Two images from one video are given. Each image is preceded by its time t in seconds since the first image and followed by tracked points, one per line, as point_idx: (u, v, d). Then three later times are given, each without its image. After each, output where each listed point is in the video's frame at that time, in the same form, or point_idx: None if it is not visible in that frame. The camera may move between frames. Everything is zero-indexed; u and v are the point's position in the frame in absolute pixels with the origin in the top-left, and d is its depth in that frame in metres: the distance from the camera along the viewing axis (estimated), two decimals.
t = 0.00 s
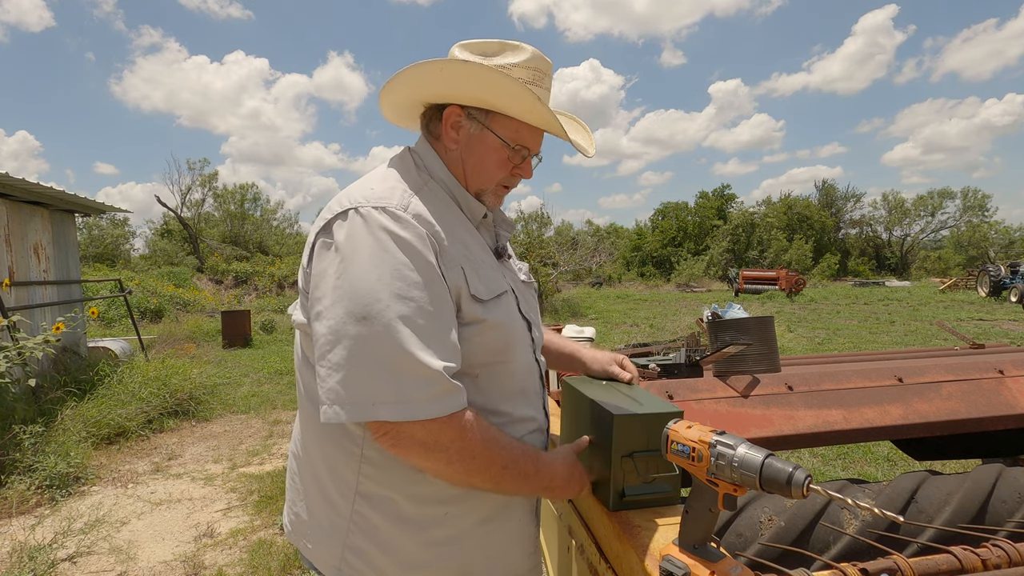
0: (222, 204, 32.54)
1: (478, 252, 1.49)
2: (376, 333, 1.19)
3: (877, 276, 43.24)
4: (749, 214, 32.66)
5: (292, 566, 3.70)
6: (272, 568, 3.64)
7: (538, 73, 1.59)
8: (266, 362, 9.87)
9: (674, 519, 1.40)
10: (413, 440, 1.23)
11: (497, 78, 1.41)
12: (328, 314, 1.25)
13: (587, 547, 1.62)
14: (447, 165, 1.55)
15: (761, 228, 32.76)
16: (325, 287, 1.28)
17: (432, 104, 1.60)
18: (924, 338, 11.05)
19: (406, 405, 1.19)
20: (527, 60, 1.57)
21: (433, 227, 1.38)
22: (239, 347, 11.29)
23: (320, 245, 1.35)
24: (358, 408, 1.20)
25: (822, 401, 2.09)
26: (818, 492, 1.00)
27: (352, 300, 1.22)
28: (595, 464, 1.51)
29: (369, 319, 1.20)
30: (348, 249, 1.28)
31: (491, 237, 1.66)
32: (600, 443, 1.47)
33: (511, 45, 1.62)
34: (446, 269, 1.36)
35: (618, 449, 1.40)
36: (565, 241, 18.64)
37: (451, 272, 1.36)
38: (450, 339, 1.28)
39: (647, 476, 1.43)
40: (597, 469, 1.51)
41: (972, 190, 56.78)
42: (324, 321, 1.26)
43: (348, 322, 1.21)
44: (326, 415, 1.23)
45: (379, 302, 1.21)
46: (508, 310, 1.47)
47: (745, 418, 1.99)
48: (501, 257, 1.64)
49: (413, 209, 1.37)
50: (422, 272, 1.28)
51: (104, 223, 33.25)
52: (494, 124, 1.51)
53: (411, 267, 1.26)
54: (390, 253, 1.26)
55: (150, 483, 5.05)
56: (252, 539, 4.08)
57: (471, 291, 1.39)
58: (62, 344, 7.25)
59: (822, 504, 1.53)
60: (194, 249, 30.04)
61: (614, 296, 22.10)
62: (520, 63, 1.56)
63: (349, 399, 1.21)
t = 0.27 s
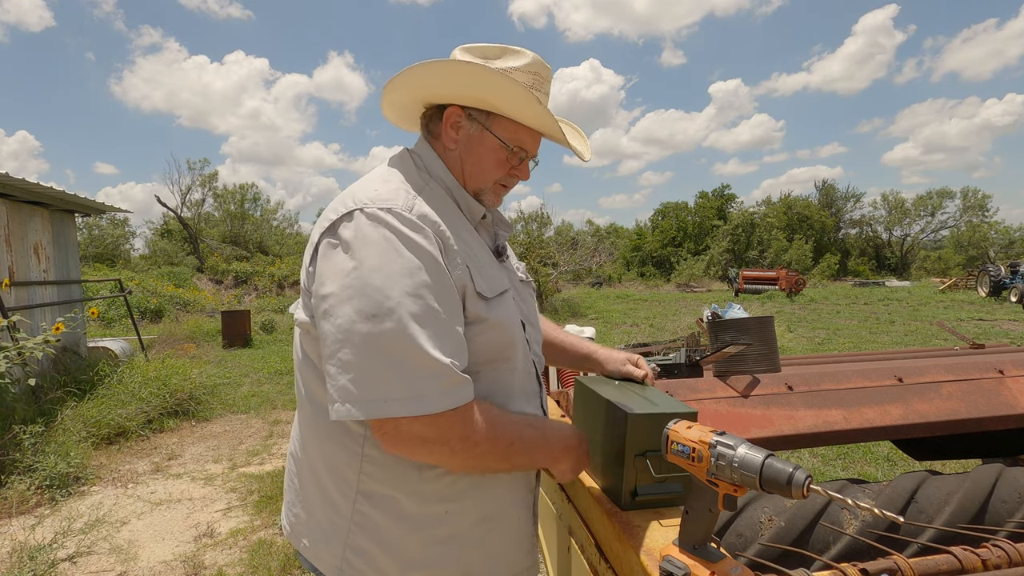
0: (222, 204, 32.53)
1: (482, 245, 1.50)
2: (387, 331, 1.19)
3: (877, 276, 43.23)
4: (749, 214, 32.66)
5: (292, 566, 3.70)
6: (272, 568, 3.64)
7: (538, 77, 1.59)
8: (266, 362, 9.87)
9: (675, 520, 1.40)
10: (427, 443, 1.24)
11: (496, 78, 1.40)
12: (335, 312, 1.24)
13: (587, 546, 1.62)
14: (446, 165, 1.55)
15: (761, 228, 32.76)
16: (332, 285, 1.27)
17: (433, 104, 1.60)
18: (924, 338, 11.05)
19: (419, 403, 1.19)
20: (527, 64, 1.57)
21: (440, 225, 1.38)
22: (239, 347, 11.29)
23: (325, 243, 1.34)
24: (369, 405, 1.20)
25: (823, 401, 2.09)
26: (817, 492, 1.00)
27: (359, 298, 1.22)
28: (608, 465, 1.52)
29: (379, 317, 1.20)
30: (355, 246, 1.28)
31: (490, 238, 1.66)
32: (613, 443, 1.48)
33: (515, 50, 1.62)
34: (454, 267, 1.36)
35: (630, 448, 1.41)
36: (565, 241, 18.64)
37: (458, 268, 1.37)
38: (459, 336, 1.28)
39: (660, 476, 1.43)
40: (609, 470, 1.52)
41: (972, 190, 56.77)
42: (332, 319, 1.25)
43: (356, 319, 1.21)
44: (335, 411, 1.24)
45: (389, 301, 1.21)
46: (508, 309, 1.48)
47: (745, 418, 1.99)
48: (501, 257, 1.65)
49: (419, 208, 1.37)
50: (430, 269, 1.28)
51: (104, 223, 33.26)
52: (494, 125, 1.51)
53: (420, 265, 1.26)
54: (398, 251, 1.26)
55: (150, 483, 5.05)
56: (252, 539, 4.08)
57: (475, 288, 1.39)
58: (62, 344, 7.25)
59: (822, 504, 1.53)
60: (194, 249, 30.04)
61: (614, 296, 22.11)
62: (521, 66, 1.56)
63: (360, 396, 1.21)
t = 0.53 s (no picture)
0: (222, 204, 32.53)
1: (469, 245, 1.48)
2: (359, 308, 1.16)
3: (877, 276, 43.24)
4: (749, 214, 32.65)
5: (292, 566, 3.70)
6: (272, 568, 3.65)
7: (552, 95, 1.59)
8: (266, 362, 9.87)
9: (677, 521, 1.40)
10: (407, 413, 1.15)
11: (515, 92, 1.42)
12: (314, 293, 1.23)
13: (586, 546, 1.62)
14: (451, 170, 1.54)
15: (761, 228, 32.76)
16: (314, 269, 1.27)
17: (444, 108, 1.59)
18: (924, 338, 11.05)
19: (398, 373, 1.13)
20: (544, 81, 1.57)
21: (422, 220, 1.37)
22: (239, 347, 11.30)
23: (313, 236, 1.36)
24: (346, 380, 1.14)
25: (823, 401, 2.09)
26: (817, 492, 1.00)
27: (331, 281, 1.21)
28: (608, 468, 1.52)
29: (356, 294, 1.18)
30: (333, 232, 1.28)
31: (488, 240, 1.67)
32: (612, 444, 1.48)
33: (528, 64, 1.63)
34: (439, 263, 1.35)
35: (630, 448, 1.41)
36: (565, 241, 18.65)
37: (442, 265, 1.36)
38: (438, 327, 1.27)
39: (659, 476, 1.44)
40: (608, 472, 1.52)
41: (972, 190, 56.77)
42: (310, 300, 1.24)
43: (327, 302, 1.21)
44: (312, 397, 1.18)
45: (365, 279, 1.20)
46: (501, 311, 1.49)
47: (745, 418, 1.99)
48: (497, 259, 1.67)
49: (406, 201, 1.37)
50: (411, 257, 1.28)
51: (104, 223, 33.26)
52: (505, 137, 1.51)
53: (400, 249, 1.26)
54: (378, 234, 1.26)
55: (150, 483, 5.05)
56: (251, 539, 4.08)
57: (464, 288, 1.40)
58: (62, 343, 7.25)
59: (822, 504, 1.53)
60: (194, 249, 30.02)
61: (614, 296, 22.11)
62: (538, 82, 1.55)
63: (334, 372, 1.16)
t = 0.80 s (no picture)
0: (222, 204, 32.52)
1: (467, 251, 1.48)
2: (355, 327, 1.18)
3: (877, 276, 43.24)
4: (749, 214, 32.65)
5: (292, 566, 3.70)
6: (272, 568, 3.65)
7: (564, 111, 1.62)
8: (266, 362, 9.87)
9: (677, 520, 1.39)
10: (404, 426, 1.17)
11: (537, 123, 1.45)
12: (309, 305, 1.23)
13: (586, 547, 1.62)
14: (464, 184, 1.55)
15: (761, 228, 32.75)
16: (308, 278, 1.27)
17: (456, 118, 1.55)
18: (924, 338, 11.05)
19: (396, 385, 1.15)
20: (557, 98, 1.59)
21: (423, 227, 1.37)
22: (239, 347, 11.30)
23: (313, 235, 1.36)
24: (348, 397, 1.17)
25: (823, 401, 2.09)
26: (818, 492, 1.00)
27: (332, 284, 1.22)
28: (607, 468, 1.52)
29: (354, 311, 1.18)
30: (335, 235, 1.28)
31: (488, 245, 1.67)
32: (612, 444, 1.48)
33: (541, 77, 1.64)
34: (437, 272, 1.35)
35: (630, 448, 1.41)
36: (565, 241, 18.65)
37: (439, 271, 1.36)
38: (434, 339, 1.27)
39: (659, 476, 1.44)
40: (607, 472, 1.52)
41: (972, 190, 56.76)
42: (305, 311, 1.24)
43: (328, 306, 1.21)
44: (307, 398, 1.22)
45: (363, 295, 1.20)
46: (499, 316, 1.48)
47: (745, 418, 1.99)
48: (497, 264, 1.66)
49: (406, 207, 1.37)
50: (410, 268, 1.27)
51: (104, 223, 33.25)
52: (520, 157, 1.54)
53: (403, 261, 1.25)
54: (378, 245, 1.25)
55: (150, 483, 5.05)
56: (251, 539, 4.08)
57: (463, 293, 1.39)
58: (62, 343, 7.25)
59: (822, 504, 1.53)
60: (194, 249, 30.01)
61: (614, 296, 22.12)
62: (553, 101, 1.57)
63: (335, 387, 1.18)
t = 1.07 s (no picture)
0: (222, 204, 32.51)
1: (474, 247, 1.49)
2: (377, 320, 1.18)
3: (877, 276, 43.24)
4: (749, 214, 32.65)
5: (292, 566, 3.70)
6: (272, 568, 3.65)
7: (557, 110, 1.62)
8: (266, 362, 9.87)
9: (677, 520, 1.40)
10: (439, 424, 1.20)
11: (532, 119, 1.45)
12: (325, 301, 1.23)
13: (586, 547, 1.62)
14: (460, 182, 1.55)
15: (761, 228, 32.74)
16: (324, 278, 1.26)
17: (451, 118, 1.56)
18: (924, 338, 11.05)
19: (428, 384, 1.18)
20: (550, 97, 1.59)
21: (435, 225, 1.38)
22: (239, 347, 11.30)
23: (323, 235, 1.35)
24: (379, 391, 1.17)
25: (823, 401, 2.09)
26: (818, 492, 1.00)
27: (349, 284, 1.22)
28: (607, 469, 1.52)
29: (374, 308, 1.19)
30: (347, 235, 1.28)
31: (487, 245, 1.66)
32: (612, 445, 1.49)
33: (536, 80, 1.63)
34: (447, 268, 1.36)
35: (630, 449, 1.41)
36: (565, 241, 18.65)
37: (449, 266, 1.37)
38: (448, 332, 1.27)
39: (659, 476, 1.44)
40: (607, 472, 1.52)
41: (972, 190, 56.75)
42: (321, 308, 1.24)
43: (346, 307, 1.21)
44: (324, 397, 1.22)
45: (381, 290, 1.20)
46: (504, 313, 1.48)
47: (745, 418, 1.99)
48: (497, 264, 1.66)
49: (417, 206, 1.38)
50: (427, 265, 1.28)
51: (104, 223, 33.25)
52: (515, 154, 1.54)
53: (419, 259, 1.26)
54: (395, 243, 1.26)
55: (150, 483, 5.05)
56: (251, 539, 4.08)
57: (471, 289, 1.39)
58: (62, 344, 7.25)
59: (822, 504, 1.53)
60: (194, 249, 30.00)
61: (614, 296, 22.12)
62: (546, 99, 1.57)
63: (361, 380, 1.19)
